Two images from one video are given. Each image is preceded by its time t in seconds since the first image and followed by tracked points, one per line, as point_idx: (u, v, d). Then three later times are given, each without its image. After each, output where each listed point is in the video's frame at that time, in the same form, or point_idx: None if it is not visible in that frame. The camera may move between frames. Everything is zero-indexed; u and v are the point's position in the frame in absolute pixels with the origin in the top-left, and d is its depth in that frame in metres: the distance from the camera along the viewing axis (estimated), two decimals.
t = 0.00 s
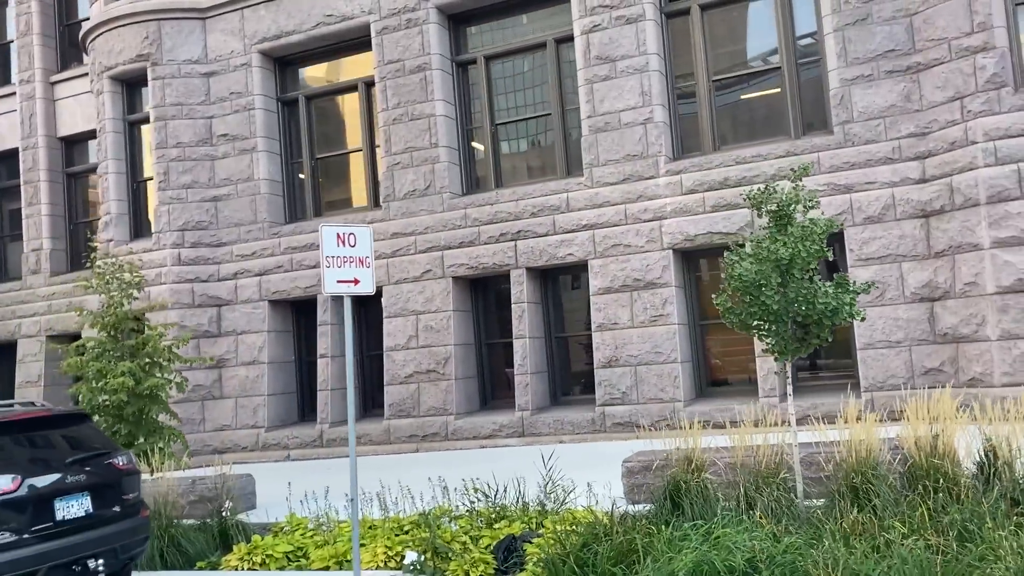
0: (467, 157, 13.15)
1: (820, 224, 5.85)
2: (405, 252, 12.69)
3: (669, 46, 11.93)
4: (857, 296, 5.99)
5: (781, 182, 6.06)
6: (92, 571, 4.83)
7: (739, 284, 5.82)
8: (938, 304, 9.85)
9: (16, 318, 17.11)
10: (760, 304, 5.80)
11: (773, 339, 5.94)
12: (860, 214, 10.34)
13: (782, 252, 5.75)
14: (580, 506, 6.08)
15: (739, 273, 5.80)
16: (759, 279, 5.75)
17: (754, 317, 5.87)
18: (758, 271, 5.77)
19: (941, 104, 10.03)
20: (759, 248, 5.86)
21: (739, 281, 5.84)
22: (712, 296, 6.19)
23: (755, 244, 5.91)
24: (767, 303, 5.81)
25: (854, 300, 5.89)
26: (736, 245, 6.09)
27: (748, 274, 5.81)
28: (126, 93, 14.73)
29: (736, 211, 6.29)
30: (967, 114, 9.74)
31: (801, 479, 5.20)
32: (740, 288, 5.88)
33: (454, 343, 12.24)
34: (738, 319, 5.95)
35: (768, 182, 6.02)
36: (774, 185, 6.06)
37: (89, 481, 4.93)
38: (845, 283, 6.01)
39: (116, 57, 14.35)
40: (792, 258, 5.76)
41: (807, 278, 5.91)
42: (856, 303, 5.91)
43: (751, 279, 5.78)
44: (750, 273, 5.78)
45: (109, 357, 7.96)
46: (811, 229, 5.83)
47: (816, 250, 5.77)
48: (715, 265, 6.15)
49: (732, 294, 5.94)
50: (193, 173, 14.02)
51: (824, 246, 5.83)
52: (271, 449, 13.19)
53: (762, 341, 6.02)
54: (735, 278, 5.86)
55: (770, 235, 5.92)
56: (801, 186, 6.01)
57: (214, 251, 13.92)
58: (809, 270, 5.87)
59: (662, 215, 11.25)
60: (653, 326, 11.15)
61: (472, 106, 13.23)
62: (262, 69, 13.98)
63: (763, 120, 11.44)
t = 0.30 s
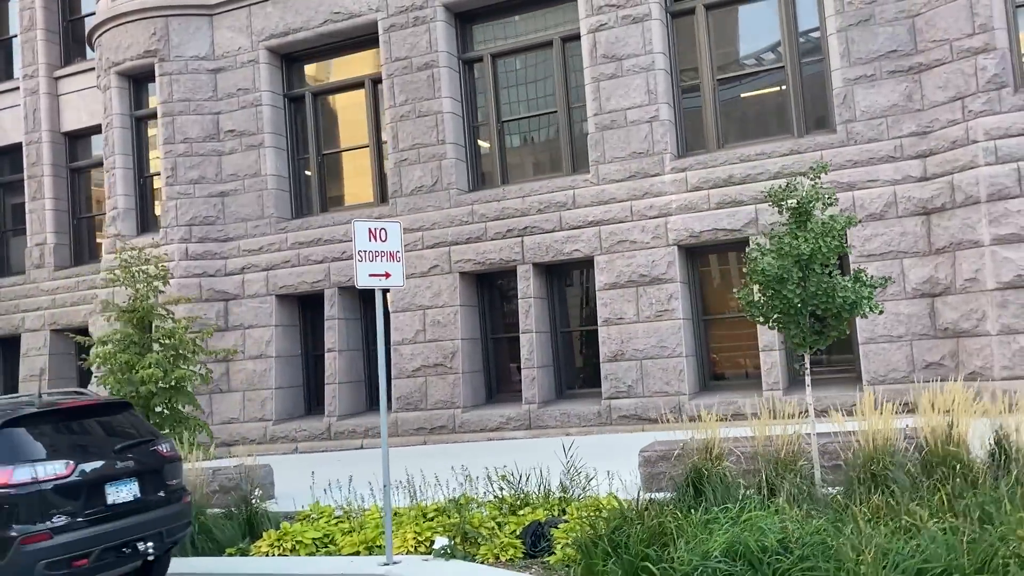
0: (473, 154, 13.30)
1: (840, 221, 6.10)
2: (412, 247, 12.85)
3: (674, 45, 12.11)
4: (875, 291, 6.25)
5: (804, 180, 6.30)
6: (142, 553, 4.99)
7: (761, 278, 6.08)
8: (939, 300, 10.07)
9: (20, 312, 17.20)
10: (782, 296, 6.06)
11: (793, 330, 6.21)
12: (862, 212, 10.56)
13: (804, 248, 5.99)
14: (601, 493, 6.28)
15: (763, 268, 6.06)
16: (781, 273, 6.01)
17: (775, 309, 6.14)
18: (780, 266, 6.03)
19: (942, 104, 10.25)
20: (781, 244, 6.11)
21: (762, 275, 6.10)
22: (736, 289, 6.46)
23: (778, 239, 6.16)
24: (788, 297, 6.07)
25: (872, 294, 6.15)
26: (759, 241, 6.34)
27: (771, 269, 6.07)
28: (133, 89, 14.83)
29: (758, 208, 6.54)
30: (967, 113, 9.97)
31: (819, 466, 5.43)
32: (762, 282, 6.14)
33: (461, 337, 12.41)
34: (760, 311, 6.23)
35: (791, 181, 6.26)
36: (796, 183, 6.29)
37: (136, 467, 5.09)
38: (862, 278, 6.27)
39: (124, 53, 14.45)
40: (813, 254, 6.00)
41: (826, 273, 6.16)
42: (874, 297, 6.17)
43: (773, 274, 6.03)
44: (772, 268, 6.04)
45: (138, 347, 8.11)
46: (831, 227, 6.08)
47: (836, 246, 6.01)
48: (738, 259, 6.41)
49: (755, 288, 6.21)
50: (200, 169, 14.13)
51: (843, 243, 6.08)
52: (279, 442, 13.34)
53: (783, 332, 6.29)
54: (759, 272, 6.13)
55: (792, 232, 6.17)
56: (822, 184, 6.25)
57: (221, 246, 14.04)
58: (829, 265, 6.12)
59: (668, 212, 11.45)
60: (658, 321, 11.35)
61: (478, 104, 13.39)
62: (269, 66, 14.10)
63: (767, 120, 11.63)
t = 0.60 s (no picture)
0: (486, 150, 13.45)
1: (865, 218, 6.35)
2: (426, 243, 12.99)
3: (686, 42, 12.26)
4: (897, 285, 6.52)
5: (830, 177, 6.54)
6: (195, 537, 5.24)
7: (790, 272, 6.34)
8: (949, 294, 10.25)
9: (32, 307, 17.33)
10: (809, 290, 6.34)
11: (818, 322, 6.49)
12: (873, 208, 10.73)
13: (832, 244, 6.25)
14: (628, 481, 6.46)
15: (791, 263, 6.32)
16: (811, 267, 6.26)
17: (802, 302, 6.42)
18: (808, 261, 6.29)
19: (952, 101, 10.41)
20: (809, 240, 6.36)
21: (791, 269, 6.36)
22: (763, 282, 6.71)
23: (806, 235, 6.41)
24: (816, 290, 6.34)
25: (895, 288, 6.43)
26: (787, 236, 6.59)
27: (799, 263, 6.33)
28: (147, 85, 14.96)
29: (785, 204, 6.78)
30: (977, 111, 10.13)
31: (844, 454, 5.61)
32: (791, 276, 6.41)
33: (475, 331, 12.57)
34: (787, 304, 6.50)
35: (818, 178, 6.50)
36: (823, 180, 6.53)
37: (188, 455, 5.33)
38: (885, 273, 6.54)
39: (138, 50, 14.57)
40: (840, 250, 6.27)
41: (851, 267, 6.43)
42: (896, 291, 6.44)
43: (802, 268, 6.29)
44: (801, 263, 6.31)
45: (170, 341, 8.25)
46: (856, 223, 6.34)
47: (861, 242, 6.27)
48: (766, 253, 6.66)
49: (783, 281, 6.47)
50: (215, 165, 14.26)
51: (868, 239, 6.34)
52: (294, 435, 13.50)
53: (809, 324, 6.57)
54: (788, 267, 6.40)
55: (819, 228, 6.42)
56: (848, 182, 6.50)
57: (236, 241, 14.18)
58: (854, 260, 6.38)
59: (680, 207, 11.61)
60: (670, 315, 11.52)
61: (490, 101, 13.54)
62: (282, 63, 14.23)
63: (777, 117, 11.80)
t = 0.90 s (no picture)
0: (501, 150, 13.63)
1: (890, 216, 6.55)
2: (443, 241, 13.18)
3: (700, 43, 12.43)
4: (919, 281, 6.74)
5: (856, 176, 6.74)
6: (248, 525, 5.45)
7: (818, 269, 6.55)
8: (961, 290, 10.42)
9: (50, 305, 17.52)
10: (836, 287, 6.55)
11: (843, 317, 6.71)
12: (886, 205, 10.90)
13: (859, 242, 6.45)
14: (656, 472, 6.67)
15: (820, 260, 6.52)
16: (838, 264, 6.47)
17: (829, 298, 6.64)
18: (836, 259, 6.50)
19: (964, 101, 10.58)
20: (836, 237, 6.56)
21: (819, 266, 6.57)
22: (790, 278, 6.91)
23: (833, 233, 6.61)
24: (842, 287, 6.56)
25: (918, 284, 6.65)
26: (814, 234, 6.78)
27: (827, 261, 6.53)
28: (165, 86, 15.14)
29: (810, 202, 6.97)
30: (989, 110, 10.30)
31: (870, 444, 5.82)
32: (818, 272, 6.61)
33: (492, 328, 12.77)
34: (814, 300, 6.71)
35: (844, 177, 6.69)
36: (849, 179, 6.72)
37: (241, 446, 5.54)
38: (908, 269, 6.76)
39: (156, 51, 14.75)
40: (866, 247, 6.47)
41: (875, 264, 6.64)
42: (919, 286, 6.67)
43: (829, 266, 6.50)
44: (828, 261, 6.51)
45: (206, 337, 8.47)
46: (881, 222, 6.54)
47: (887, 240, 6.48)
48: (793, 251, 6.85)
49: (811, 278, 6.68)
50: (233, 165, 14.45)
51: (893, 237, 6.54)
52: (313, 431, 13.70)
53: (834, 319, 6.79)
54: (816, 265, 6.60)
55: (846, 226, 6.62)
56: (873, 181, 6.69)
57: (254, 239, 14.37)
58: (879, 258, 6.59)
59: (696, 205, 11.79)
60: (686, 312, 11.70)
61: (506, 101, 13.72)
62: (299, 64, 14.42)
63: (791, 116, 11.97)
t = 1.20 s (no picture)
0: (524, 148, 13.79)
1: (923, 212, 6.71)
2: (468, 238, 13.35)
3: (722, 41, 12.56)
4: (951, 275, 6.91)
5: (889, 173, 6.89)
6: (305, 513, 5.67)
7: (853, 264, 6.71)
8: (984, 284, 10.53)
9: (77, 304, 17.77)
10: (871, 281, 6.72)
11: (877, 311, 6.88)
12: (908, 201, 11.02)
13: (893, 237, 6.61)
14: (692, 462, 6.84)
15: (855, 254, 6.69)
16: (873, 259, 6.63)
17: (864, 292, 6.80)
18: (870, 254, 6.66)
19: (986, 97, 10.69)
20: (871, 233, 6.72)
21: (853, 261, 6.73)
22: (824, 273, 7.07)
23: (868, 229, 6.76)
24: (877, 281, 6.72)
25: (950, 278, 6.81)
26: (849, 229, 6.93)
27: (862, 256, 6.69)
28: (192, 87, 15.36)
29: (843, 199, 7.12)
30: (1011, 106, 10.41)
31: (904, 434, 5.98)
32: (853, 267, 6.77)
33: (517, 324, 12.96)
34: (848, 293, 6.87)
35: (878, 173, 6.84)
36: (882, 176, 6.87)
37: (297, 437, 5.75)
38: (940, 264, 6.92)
39: (183, 53, 14.97)
40: (901, 242, 6.63)
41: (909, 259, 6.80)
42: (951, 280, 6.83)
43: (864, 260, 6.66)
44: (863, 255, 6.67)
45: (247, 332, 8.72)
46: (914, 217, 6.70)
47: (920, 235, 6.64)
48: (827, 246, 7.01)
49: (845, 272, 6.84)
50: (259, 164, 14.66)
51: (926, 232, 6.70)
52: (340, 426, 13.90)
53: (868, 313, 6.96)
54: (851, 260, 6.76)
55: (880, 221, 6.77)
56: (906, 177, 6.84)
57: (281, 238, 14.58)
58: (912, 252, 6.75)
59: (718, 201, 11.93)
60: (709, 307, 11.85)
61: (528, 99, 13.88)
62: (324, 64, 14.61)
63: (812, 113, 12.08)
